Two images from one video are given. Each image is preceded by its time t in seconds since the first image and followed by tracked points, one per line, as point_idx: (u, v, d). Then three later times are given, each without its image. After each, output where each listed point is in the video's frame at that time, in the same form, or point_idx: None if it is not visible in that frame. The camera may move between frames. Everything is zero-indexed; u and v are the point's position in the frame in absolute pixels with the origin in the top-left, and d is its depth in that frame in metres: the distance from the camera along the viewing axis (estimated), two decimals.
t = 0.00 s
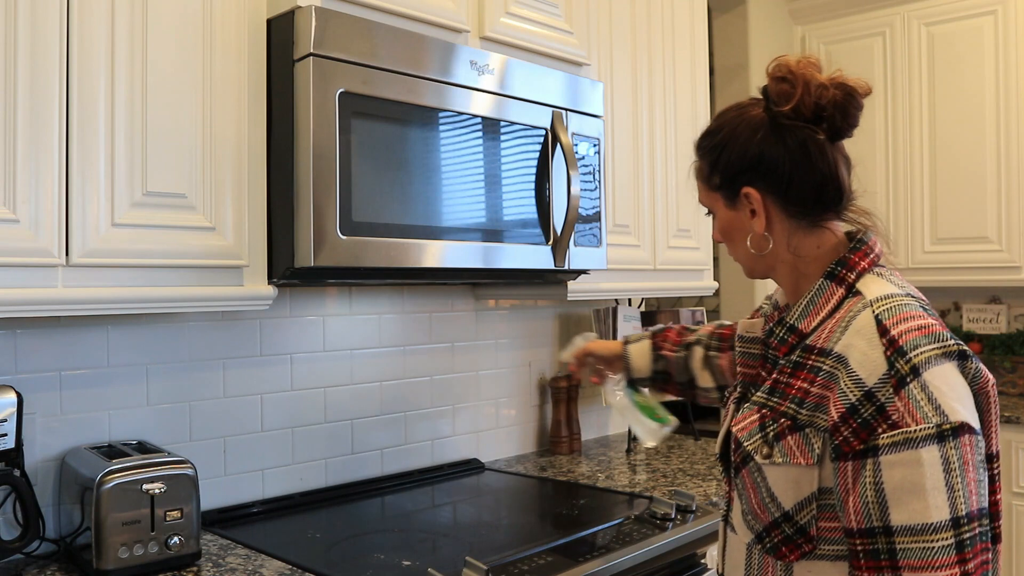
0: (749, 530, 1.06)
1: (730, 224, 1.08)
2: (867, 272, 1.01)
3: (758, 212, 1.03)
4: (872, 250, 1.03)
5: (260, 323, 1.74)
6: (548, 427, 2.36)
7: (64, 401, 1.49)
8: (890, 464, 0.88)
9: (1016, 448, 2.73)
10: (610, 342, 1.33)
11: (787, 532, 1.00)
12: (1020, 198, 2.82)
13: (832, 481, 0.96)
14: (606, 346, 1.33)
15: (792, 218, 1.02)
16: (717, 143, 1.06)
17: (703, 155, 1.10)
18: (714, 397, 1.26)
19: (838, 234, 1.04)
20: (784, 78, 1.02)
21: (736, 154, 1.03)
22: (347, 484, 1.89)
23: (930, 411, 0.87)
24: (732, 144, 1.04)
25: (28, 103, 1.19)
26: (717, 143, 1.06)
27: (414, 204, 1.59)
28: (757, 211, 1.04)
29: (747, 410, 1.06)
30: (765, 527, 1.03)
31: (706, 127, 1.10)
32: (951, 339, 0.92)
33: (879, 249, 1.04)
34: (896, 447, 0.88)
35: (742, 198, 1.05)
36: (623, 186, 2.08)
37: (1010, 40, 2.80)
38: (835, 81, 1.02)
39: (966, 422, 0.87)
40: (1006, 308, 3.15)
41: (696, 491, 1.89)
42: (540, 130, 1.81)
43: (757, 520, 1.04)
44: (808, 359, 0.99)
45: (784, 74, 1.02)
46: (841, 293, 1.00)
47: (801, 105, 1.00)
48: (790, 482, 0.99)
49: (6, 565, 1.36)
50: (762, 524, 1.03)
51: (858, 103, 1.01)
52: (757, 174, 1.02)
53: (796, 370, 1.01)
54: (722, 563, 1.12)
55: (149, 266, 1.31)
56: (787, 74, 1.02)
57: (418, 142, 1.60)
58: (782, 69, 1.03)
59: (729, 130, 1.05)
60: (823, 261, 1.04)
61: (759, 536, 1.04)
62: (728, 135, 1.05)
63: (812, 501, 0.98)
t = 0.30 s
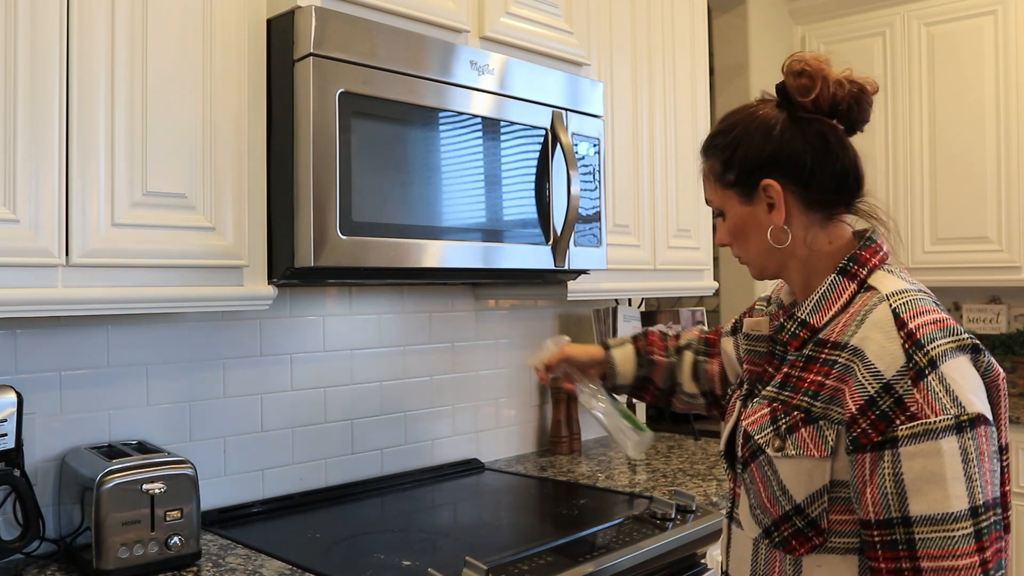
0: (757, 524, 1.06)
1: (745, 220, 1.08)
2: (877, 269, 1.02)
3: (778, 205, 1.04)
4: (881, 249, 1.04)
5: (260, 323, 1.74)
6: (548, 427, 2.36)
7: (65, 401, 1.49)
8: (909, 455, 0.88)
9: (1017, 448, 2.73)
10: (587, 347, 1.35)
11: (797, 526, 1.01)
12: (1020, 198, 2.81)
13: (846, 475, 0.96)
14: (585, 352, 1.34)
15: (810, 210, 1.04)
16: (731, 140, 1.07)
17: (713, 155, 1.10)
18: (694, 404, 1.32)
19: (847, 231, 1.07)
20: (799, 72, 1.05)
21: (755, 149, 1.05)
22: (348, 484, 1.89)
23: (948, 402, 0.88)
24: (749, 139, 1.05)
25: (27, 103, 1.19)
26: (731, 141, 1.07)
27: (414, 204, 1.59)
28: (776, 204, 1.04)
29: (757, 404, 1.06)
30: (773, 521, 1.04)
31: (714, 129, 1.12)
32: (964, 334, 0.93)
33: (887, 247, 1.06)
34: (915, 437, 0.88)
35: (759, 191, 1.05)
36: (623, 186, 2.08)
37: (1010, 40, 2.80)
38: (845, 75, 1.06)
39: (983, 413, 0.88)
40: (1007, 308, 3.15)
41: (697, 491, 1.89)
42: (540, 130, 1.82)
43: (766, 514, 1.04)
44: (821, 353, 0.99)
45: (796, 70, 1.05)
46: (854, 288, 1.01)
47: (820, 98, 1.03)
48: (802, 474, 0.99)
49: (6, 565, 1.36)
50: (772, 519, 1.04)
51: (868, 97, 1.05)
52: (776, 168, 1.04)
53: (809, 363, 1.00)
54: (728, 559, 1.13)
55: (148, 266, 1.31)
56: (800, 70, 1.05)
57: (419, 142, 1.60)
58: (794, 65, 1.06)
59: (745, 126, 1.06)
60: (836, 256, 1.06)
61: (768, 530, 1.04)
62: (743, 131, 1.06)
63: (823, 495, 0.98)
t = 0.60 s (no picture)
0: (756, 525, 1.06)
1: (741, 224, 1.08)
2: (872, 269, 1.02)
3: (771, 207, 1.04)
4: (876, 248, 1.04)
5: (260, 322, 1.74)
6: (548, 427, 2.36)
7: (65, 402, 1.49)
8: (904, 457, 0.89)
9: (1017, 448, 2.73)
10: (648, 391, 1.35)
11: (796, 526, 1.00)
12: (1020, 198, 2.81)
13: (841, 475, 0.97)
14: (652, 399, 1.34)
15: (804, 211, 1.04)
16: (723, 145, 1.08)
17: (705, 161, 1.11)
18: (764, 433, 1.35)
19: (843, 230, 1.07)
20: (784, 75, 1.07)
21: (747, 152, 1.06)
22: (347, 484, 1.89)
23: (941, 403, 0.89)
24: (740, 143, 1.06)
25: (27, 103, 1.19)
26: (722, 146, 1.08)
27: (415, 204, 1.59)
28: (770, 206, 1.05)
29: (753, 405, 1.05)
30: (771, 522, 1.03)
31: (705, 136, 1.13)
32: (956, 332, 0.94)
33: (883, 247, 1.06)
34: (909, 439, 0.89)
35: (753, 194, 1.06)
36: (623, 186, 2.08)
37: (1010, 40, 2.80)
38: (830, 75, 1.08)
39: (976, 412, 0.89)
40: (1006, 308, 3.15)
41: (697, 491, 1.89)
42: (540, 130, 1.82)
43: (764, 515, 1.04)
44: (815, 353, 0.99)
45: (781, 73, 1.07)
46: (848, 288, 1.01)
47: (808, 98, 1.04)
48: (797, 475, 0.99)
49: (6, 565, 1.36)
50: (771, 518, 1.03)
51: (856, 96, 1.07)
52: (769, 169, 1.04)
53: (802, 364, 1.00)
54: (727, 560, 1.12)
55: (149, 266, 1.31)
56: (785, 72, 1.07)
57: (419, 142, 1.60)
58: (779, 69, 1.08)
59: (735, 130, 1.07)
60: (832, 256, 1.06)
61: (767, 531, 1.04)
62: (734, 135, 1.07)
63: (818, 493, 0.98)
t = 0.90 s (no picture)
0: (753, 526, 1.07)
1: (735, 228, 1.11)
2: (863, 269, 1.01)
3: (760, 211, 1.06)
4: (868, 249, 1.04)
5: (260, 322, 1.74)
6: (549, 427, 2.36)
7: (65, 402, 1.49)
8: (876, 458, 0.89)
9: (1017, 448, 2.73)
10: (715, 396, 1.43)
11: (789, 526, 1.02)
12: (1020, 198, 2.81)
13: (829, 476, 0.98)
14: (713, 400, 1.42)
15: (793, 213, 1.06)
16: (712, 153, 1.11)
17: (698, 169, 1.14)
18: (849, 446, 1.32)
19: (835, 230, 1.08)
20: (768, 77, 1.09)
21: (734, 158, 1.08)
22: (347, 484, 1.89)
23: (914, 404, 0.89)
24: (727, 149, 1.08)
25: (27, 103, 1.19)
26: (713, 152, 1.11)
27: (415, 204, 1.59)
28: (761, 211, 1.07)
29: (747, 406, 1.07)
30: (766, 523, 1.04)
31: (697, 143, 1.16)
32: (941, 331, 0.92)
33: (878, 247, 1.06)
34: (880, 440, 0.89)
35: (744, 199, 1.08)
36: (623, 186, 2.08)
37: (1011, 39, 2.80)
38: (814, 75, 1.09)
39: (953, 414, 0.88)
40: (1007, 308, 3.15)
41: (696, 491, 1.89)
42: (540, 130, 1.82)
43: (760, 516, 1.05)
44: (802, 355, 1.00)
45: (763, 76, 1.09)
46: (836, 289, 1.01)
47: (791, 99, 1.06)
48: (787, 476, 1.01)
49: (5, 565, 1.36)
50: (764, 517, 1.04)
51: (841, 95, 1.08)
52: (756, 174, 1.06)
53: (790, 368, 1.01)
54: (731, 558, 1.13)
55: (149, 266, 1.31)
56: (768, 75, 1.09)
57: (419, 142, 1.60)
58: (763, 72, 1.10)
59: (723, 137, 1.10)
60: (824, 256, 1.07)
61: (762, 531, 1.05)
62: (722, 141, 1.10)
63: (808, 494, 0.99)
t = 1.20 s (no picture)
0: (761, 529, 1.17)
1: (768, 250, 1.12)
2: (885, 295, 1.06)
3: (797, 232, 1.09)
4: (890, 272, 1.09)
5: (259, 322, 1.74)
6: (549, 427, 2.36)
7: (65, 402, 1.49)
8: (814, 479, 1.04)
9: (1016, 448, 2.73)
10: (756, 406, 1.45)
11: (774, 532, 1.12)
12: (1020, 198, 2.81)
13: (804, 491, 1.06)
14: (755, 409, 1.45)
15: (826, 233, 1.09)
16: (742, 177, 1.12)
17: (723, 195, 1.15)
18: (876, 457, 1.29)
19: (861, 247, 1.11)
20: (791, 101, 1.12)
21: (766, 181, 1.10)
22: (347, 484, 1.89)
23: (866, 450, 1.00)
24: (757, 173, 1.10)
25: (27, 102, 1.19)
26: (739, 176, 1.13)
27: (415, 205, 1.60)
28: (797, 230, 1.09)
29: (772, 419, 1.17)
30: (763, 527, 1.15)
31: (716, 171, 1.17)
32: (926, 383, 0.99)
33: (900, 267, 1.10)
34: (824, 467, 1.03)
35: (778, 221, 1.10)
36: (623, 186, 2.08)
37: (1011, 39, 2.80)
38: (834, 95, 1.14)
39: (894, 467, 0.99)
40: (1007, 308, 3.15)
41: (697, 491, 1.89)
42: (540, 130, 1.82)
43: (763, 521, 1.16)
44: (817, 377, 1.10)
45: (784, 100, 1.13)
46: (858, 316, 1.07)
47: (819, 121, 1.10)
48: (778, 486, 1.10)
49: (6, 565, 1.36)
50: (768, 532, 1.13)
51: (861, 115, 1.13)
52: (791, 195, 1.08)
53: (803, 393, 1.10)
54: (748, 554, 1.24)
55: (149, 266, 1.31)
56: (789, 99, 1.13)
57: (419, 142, 1.60)
58: (785, 96, 1.14)
59: (751, 160, 1.12)
60: (854, 273, 1.11)
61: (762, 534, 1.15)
62: (749, 165, 1.12)
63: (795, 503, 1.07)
